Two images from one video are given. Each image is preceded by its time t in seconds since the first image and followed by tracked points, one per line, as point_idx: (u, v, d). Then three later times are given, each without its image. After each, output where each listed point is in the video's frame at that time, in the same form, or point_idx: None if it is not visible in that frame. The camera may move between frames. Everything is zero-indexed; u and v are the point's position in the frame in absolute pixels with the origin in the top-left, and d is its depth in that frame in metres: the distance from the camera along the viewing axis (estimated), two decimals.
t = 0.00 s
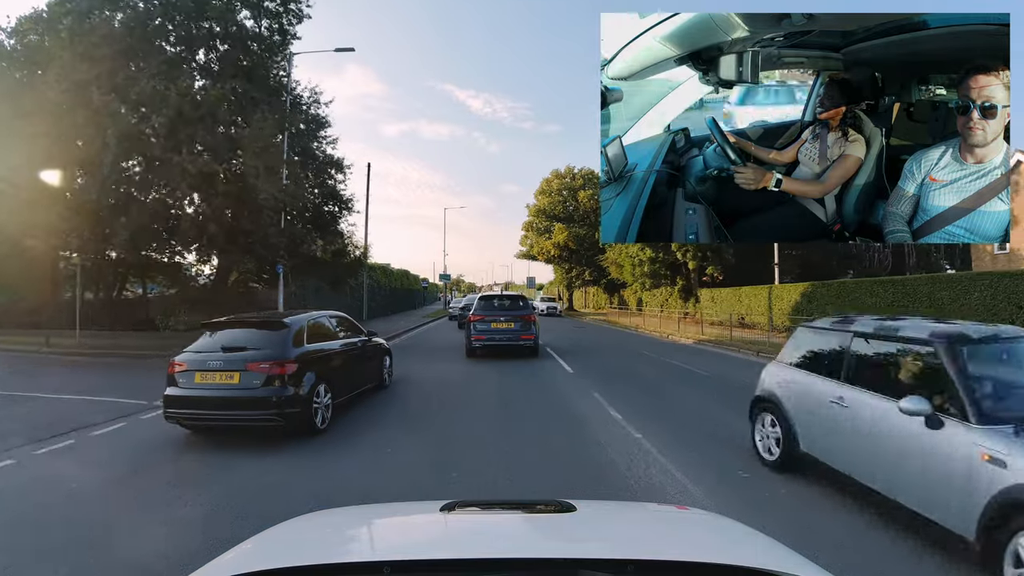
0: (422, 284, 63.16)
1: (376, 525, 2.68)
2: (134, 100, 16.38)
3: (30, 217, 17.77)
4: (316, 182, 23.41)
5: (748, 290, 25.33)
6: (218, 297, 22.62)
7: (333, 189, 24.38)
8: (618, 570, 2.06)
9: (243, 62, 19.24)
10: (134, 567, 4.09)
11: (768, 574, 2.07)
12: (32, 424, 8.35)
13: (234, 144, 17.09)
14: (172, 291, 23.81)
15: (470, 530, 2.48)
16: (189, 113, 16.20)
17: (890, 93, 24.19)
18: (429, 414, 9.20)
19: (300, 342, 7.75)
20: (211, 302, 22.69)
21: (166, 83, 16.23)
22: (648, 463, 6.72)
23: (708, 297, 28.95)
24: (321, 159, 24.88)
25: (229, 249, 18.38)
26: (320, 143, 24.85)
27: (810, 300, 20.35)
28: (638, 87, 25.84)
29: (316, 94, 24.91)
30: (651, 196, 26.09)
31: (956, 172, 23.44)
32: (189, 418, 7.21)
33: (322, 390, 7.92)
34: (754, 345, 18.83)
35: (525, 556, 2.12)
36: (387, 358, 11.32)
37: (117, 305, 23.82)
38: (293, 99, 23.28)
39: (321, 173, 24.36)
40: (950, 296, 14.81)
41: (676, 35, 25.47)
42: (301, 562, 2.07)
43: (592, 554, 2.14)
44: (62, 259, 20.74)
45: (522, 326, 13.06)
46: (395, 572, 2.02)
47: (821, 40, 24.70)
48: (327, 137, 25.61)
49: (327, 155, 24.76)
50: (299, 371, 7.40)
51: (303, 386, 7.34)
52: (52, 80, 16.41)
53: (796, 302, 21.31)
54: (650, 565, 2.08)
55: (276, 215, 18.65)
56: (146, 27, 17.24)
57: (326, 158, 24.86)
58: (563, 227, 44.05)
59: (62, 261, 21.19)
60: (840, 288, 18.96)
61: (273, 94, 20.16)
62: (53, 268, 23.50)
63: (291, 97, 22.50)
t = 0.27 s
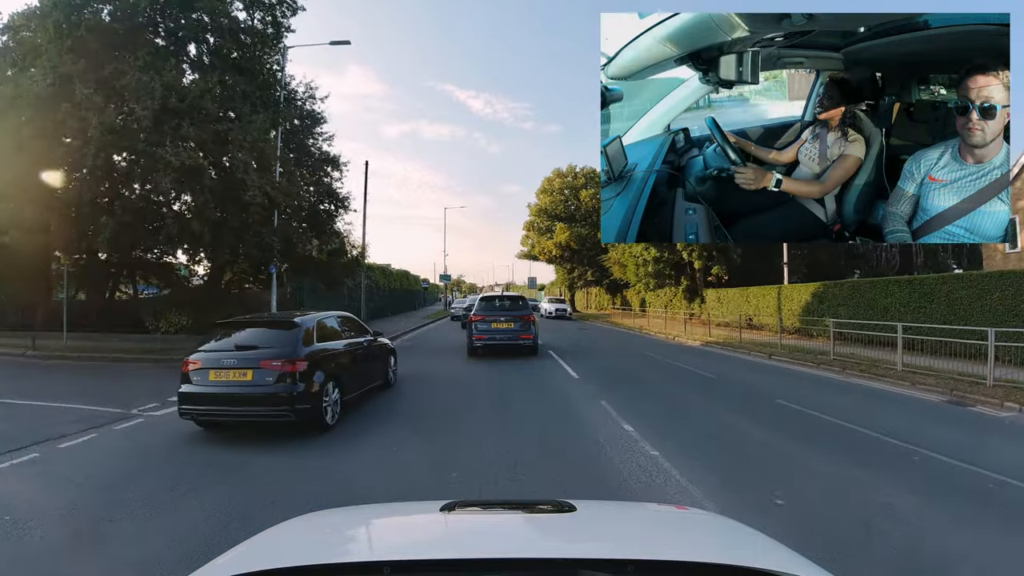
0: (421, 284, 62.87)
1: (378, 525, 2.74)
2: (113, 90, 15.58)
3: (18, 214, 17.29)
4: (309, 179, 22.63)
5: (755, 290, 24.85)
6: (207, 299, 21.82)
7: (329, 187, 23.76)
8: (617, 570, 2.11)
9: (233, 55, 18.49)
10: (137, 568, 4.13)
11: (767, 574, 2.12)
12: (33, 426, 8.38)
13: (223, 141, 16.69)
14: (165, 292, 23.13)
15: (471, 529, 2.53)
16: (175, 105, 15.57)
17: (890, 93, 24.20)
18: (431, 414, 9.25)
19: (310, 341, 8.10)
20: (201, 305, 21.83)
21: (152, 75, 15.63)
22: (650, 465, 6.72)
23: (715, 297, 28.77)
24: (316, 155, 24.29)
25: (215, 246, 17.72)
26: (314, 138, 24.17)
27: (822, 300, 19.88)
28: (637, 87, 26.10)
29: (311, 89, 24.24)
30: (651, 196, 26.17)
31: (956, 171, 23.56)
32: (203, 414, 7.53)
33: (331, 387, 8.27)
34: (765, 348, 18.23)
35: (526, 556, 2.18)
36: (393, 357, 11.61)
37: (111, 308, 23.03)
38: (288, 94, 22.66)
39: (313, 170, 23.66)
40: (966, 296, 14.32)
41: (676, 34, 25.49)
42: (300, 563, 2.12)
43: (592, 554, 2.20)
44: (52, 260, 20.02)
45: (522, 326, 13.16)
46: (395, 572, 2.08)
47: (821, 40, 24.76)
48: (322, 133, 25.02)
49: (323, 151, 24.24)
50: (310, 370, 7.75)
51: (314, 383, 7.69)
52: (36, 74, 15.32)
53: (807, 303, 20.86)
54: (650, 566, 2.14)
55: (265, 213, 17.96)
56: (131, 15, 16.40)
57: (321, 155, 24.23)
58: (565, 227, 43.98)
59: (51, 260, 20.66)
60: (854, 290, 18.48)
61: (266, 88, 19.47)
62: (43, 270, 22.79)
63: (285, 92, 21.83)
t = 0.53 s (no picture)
0: (421, 283, 62.69)
1: (383, 525, 2.86)
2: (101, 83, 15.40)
3: (3, 212, 16.55)
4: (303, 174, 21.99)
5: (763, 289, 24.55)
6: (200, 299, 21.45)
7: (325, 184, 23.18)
8: (618, 570, 2.23)
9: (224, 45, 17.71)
10: (144, 567, 4.24)
11: (764, 573, 2.24)
12: (38, 427, 8.49)
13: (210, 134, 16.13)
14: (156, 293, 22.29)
15: (475, 530, 2.65)
16: (159, 96, 15.12)
17: (890, 93, 24.31)
18: (436, 415, 9.33)
19: (316, 340, 8.34)
20: (193, 304, 21.42)
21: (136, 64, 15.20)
22: (650, 466, 6.79)
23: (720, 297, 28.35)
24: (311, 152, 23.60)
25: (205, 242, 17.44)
26: (309, 134, 23.50)
27: (834, 300, 19.47)
28: (637, 87, 26.25)
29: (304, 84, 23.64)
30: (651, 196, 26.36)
31: (956, 171, 23.51)
32: (212, 413, 7.73)
33: (337, 384, 8.49)
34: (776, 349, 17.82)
35: (531, 557, 2.28)
36: (397, 357, 11.79)
37: (98, 311, 21.29)
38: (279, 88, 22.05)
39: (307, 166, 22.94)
40: (985, 295, 13.97)
41: (676, 34, 25.56)
42: (302, 563, 2.24)
43: (592, 554, 2.31)
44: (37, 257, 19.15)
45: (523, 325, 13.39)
46: (397, 571, 2.20)
47: (820, 40, 24.88)
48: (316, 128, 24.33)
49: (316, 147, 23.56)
50: (316, 367, 7.97)
51: (320, 380, 7.92)
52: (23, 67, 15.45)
53: (818, 303, 20.44)
54: (648, 565, 2.25)
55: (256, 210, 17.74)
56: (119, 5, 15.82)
57: (316, 151, 23.63)
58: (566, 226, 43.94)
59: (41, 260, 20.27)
60: (866, 288, 18.13)
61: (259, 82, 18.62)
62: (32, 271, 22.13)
63: (277, 85, 21.18)
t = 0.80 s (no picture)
0: (421, 283, 62.54)
1: (383, 526, 3.00)
2: (82, 71, 14.17)
3: None
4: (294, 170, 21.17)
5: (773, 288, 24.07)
6: (190, 297, 20.62)
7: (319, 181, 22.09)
8: (617, 570, 2.37)
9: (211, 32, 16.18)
10: (153, 567, 4.36)
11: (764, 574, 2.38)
12: (43, 428, 8.60)
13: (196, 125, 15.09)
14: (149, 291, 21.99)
15: (477, 530, 2.78)
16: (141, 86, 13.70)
17: (890, 94, 24.43)
18: (441, 415, 9.46)
19: (321, 340, 8.50)
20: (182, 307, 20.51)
21: (120, 53, 13.91)
22: (650, 468, 6.87)
23: (727, 297, 28.08)
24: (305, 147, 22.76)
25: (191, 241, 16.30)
26: (303, 130, 22.54)
27: (849, 300, 18.93)
28: (637, 87, 26.45)
29: (301, 79, 22.71)
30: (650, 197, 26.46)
31: (956, 171, 23.54)
32: (218, 412, 7.89)
33: (342, 383, 8.67)
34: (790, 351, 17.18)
35: (534, 556, 2.43)
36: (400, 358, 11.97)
37: (93, 311, 21.39)
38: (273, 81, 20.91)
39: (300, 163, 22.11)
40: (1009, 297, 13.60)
41: (676, 35, 25.83)
42: (302, 563, 2.38)
43: (593, 554, 2.44)
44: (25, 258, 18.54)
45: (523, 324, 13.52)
46: (397, 571, 2.33)
47: (821, 40, 25.05)
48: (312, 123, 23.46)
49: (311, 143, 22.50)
50: (321, 367, 8.15)
51: (326, 379, 8.10)
52: None
53: (831, 304, 19.90)
54: (648, 565, 2.39)
55: (246, 206, 17.26)
56: None
57: (310, 147, 22.72)
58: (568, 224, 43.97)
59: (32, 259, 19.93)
60: (882, 288, 17.58)
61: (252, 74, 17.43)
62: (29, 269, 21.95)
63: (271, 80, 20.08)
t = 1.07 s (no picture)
0: (420, 283, 62.19)
1: (381, 525, 2.91)
2: (65, 65, 14.28)
3: None
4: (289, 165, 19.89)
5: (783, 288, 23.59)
6: (179, 298, 19.82)
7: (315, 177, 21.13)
8: (619, 570, 2.28)
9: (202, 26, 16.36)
10: (145, 568, 4.27)
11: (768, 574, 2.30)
12: (36, 429, 8.52)
13: (180, 116, 15.01)
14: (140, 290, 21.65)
15: (478, 530, 2.69)
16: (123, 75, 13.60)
17: (890, 94, 24.29)
18: (439, 414, 9.37)
19: (325, 341, 8.44)
20: (175, 305, 19.87)
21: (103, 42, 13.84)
22: (650, 467, 6.82)
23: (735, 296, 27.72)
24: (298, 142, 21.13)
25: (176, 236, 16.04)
26: (298, 124, 21.19)
27: (863, 300, 18.42)
28: (637, 87, 26.35)
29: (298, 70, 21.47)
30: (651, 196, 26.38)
31: (956, 172, 23.39)
32: (221, 412, 7.83)
33: (346, 383, 8.62)
34: (806, 354, 16.58)
35: (534, 556, 2.34)
36: (401, 357, 11.90)
37: (81, 311, 21.18)
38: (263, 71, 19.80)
39: (296, 159, 20.74)
40: None
41: (676, 35, 25.67)
42: (302, 562, 2.28)
43: (593, 555, 2.36)
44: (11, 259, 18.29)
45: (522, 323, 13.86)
46: (397, 571, 2.24)
47: (820, 41, 24.95)
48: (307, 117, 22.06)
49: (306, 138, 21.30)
50: (325, 367, 8.10)
51: (330, 380, 8.05)
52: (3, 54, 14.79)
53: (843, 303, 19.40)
54: (650, 565, 2.31)
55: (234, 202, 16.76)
56: None
57: (305, 142, 21.25)
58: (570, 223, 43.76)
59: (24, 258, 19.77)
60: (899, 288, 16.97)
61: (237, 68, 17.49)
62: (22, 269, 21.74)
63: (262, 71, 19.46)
